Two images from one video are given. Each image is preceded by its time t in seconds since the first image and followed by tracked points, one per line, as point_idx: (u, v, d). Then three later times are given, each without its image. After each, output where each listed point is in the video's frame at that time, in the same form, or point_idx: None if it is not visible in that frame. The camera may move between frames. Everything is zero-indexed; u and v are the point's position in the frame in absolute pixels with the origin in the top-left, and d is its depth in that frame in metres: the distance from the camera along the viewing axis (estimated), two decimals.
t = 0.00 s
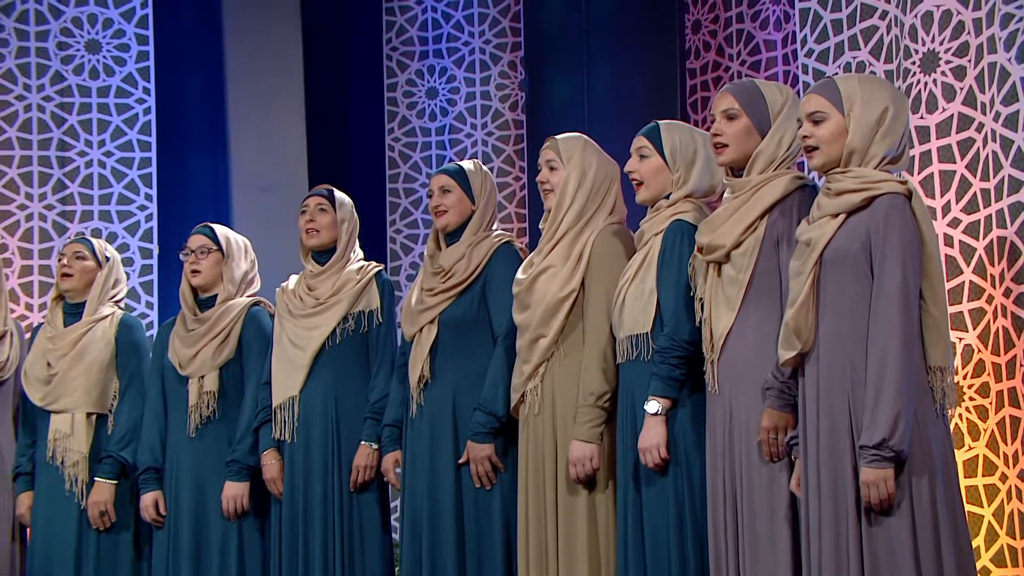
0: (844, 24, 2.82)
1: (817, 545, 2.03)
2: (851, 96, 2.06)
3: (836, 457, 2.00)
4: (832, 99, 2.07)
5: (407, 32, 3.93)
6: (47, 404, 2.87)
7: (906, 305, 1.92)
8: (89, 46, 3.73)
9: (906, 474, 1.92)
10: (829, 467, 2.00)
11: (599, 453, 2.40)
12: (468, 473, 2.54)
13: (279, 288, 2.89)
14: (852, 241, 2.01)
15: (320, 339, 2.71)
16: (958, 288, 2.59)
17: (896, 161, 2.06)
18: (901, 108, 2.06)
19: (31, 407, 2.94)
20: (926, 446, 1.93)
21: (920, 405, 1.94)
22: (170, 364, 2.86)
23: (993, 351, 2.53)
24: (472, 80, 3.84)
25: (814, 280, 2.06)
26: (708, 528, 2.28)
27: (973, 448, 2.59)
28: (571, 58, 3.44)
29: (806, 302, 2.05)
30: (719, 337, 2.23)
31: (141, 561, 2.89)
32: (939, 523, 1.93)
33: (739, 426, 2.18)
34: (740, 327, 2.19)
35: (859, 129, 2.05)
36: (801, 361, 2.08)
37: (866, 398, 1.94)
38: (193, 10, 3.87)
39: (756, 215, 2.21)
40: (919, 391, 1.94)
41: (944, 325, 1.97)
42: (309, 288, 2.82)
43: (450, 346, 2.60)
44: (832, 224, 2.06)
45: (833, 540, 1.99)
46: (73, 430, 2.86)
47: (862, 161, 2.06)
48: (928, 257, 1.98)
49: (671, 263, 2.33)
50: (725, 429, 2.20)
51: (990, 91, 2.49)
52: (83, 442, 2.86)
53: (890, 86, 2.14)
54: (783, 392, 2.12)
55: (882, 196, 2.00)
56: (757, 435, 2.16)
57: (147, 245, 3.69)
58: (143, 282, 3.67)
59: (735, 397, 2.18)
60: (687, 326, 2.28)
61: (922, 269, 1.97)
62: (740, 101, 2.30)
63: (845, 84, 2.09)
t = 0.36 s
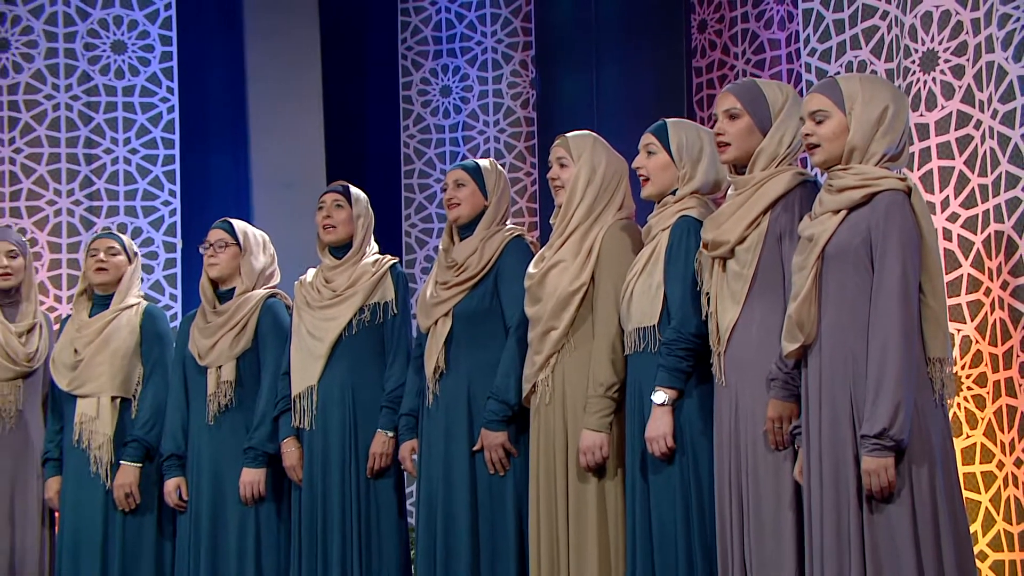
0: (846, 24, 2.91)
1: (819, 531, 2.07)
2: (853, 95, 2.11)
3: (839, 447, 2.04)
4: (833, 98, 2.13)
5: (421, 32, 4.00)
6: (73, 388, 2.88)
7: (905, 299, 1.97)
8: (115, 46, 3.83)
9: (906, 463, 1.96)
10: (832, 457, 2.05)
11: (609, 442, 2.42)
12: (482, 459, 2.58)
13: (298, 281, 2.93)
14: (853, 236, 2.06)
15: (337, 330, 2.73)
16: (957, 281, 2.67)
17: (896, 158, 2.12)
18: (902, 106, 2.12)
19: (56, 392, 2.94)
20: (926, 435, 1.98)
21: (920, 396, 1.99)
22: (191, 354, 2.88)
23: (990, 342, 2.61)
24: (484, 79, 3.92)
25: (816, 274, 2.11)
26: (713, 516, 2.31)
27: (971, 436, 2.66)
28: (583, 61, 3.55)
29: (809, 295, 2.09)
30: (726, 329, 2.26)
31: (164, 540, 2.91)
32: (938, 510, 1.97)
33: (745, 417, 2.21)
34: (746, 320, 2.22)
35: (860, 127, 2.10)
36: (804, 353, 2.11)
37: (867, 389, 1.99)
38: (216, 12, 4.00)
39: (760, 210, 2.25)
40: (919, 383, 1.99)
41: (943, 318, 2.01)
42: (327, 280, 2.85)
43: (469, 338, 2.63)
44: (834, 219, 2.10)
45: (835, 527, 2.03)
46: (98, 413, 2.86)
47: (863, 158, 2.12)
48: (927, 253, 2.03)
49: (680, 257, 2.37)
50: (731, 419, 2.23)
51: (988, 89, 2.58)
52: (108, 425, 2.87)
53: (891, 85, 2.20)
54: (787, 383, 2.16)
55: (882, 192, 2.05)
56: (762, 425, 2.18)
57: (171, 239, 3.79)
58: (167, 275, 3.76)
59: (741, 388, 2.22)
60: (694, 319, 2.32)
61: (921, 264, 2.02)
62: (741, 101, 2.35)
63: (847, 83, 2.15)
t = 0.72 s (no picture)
0: (847, 25, 3.02)
1: (819, 517, 2.12)
2: (852, 95, 2.18)
3: (839, 436, 2.09)
4: (833, 98, 2.20)
5: (434, 32, 4.09)
6: (96, 375, 2.93)
7: (902, 292, 2.02)
8: (137, 48, 3.94)
9: (903, 451, 2.02)
10: (832, 445, 2.10)
11: (616, 431, 2.48)
12: (497, 448, 2.64)
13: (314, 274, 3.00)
14: (853, 231, 2.12)
15: (351, 321, 2.81)
16: (953, 275, 2.75)
17: (894, 155, 2.18)
18: (899, 106, 2.17)
19: (80, 380, 2.98)
20: (923, 424, 2.03)
21: (917, 386, 2.04)
22: (209, 347, 2.94)
23: (986, 334, 2.68)
24: (494, 78, 4.00)
25: (817, 269, 2.17)
26: (717, 504, 2.37)
27: (967, 426, 2.74)
28: (588, 61, 3.63)
29: (810, 289, 2.15)
30: (731, 323, 2.32)
31: (185, 526, 2.95)
32: (934, 498, 2.02)
33: (749, 407, 2.26)
34: (751, 314, 2.28)
35: (859, 125, 2.16)
36: (805, 346, 2.18)
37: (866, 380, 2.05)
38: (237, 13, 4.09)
39: (762, 207, 2.30)
40: (916, 373, 2.04)
41: (940, 310, 2.07)
42: (341, 272, 2.93)
43: (483, 331, 2.69)
44: (832, 215, 2.17)
45: (835, 514, 2.09)
46: (120, 399, 2.91)
47: (862, 155, 2.19)
48: (925, 247, 2.09)
49: (685, 251, 2.42)
50: (736, 409, 2.28)
51: (984, 88, 2.66)
52: (130, 411, 2.91)
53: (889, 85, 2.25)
54: (790, 374, 2.22)
55: (880, 187, 2.11)
56: (766, 415, 2.24)
57: (192, 235, 3.91)
58: (188, 269, 3.89)
59: (745, 379, 2.27)
60: (700, 313, 2.37)
61: (918, 258, 2.08)
62: (742, 103, 2.40)
63: (846, 83, 2.20)
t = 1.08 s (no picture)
0: (847, 24, 3.09)
1: (820, 505, 2.18)
2: (852, 93, 2.21)
3: (839, 425, 2.14)
4: (834, 97, 2.23)
5: (446, 31, 4.18)
6: (122, 362, 3.02)
7: (902, 285, 2.07)
8: (160, 47, 4.01)
9: (902, 440, 2.07)
10: (833, 435, 2.15)
11: (622, 420, 2.56)
12: (514, 437, 2.72)
13: (331, 267, 3.10)
14: (853, 226, 2.16)
15: (367, 313, 2.90)
16: (952, 267, 2.82)
17: (895, 152, 2.22)
18: (899, 104, 2.21)
19: (107, 367, 3.08)
20: (921, 415, 2.08)
21: (915, 377, 2.09)
22: (229, 336, 3.04)
23: (983, 325, 2.75)
24: (505, 75, 4.07)
25: (818, 263, 2.21)
26: (722, 490, 2.43)
27: (964, 414, 2.82)
28: (597, 60, 3.73)
29: (811, 283, 2.20)
30: (736, 315, 2.37)
31: (204, 510, 3.04)
32: (932, 486, 2.08)
33: (753, 397, 2.32)
34: (755, 306, 2.34)
35: (860, 123, 2.20)
36: (807, 337, 2.23)
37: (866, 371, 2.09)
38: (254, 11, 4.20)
39: (769, 202, 2.35)
40: (915, 365, 2.09)
41: (938, 302, 2.11)
42: (358, 266, 3.03)
43: (497, 322, 2.78)
44: (834, 211, 2.21)
45: (835, 501, 2.14)
46: (146, 385, 3.01)
47: (863, 152, 2.22)
48: (924, 241, 2.13)
49: (691, 245, 2.48)
50: (740, 400, 2.34)
51: (981, 86, 2.73)
52: (154, 399, 3.01)
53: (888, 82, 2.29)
54: (792, 364, 2.27)
55: (881, 184, 2.14)
56: (768, 404, 2.29)
57: (213, 228, 4.00)
58: (209, 261, 3.99)
59: (749, 370, 2.33)
60: (705, 305, 2.44)
61: (918, 252, 2.12)
62: (750, 99, 2.45)
63: (846, 82, 2.24)
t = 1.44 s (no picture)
0: (848, 25, 3.18)
1: (822, 494, 2.26)
2: (853, 94, 2.29)
3: (840, 416, 2.22)
4: (835, 97, 2.31)
5: (459, 32, 4.27)
6: (147, 355, 3.12)
7: (902, 281, 2.14)
8: (182, 49, 4.11)
9: (902, 431, 2.15)
10: (834, 425, 2.23)
11: (629, 411, 2.63)
12: (529, 427, 2.81)
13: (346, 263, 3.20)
14: (855, 223, 2.23)
15: (382, 307, 2.99)
16: (949, 262, 2.91)
17: (894, 151, 2.29)
18: (898, 104, 2.29)
19: (133, 359, 3.18)
20: (920, 407, 2.16)
21: (915, 370, 2.17)
22: (248, 331, 3.13)
23: (980, 318, 2.83)
24: (516, 75, 4.16)
25: (820, 259, 2.29)
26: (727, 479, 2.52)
27: (962, 404, 2.91)
28: (605, 59, 3.80)
29: (813, 278, 2.28)
30: (740, 309, 2.45)
31: (226, 500, 3.13)
32: (931, 475, 2.16)
33: (757, 388, 2.40)
34: (759, 300, 2.42)
35: (860, 122, 2.27)
36: (809, 331, 2.31)
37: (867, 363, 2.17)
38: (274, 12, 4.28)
39: (773, 199, 2.43)
40: (915, 358, 2.17)
41: (937, 297, 2.19)
42: (372, 261, 3.11)
43: (514, 317, 2.86)
44: (836, 208, 2.28)
45: (837, 490, 2.22)
46: (170, 376, 3.10)
47: (863, 151, 2.30)
48: (924, 238, 2.20)
49: (697, 241, 2.56)
50: (744, 391, 2.42)
51: (980, 85, 2.81)
52: (179, 389, 3.10)
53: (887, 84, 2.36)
54: (795, 357, 2.35)
55: (881, 182, 2.22)
56: (772, 396, 2.37)
57: (234, 224, 4.09)
58: (230, 256, 4.07)
59: (753, 362, 2.41)
60: (711, 298, 2.51)
61: (918, 249, 2.20)
62: (756, 98, 2.51)
63: (847, 82, 2.31)
